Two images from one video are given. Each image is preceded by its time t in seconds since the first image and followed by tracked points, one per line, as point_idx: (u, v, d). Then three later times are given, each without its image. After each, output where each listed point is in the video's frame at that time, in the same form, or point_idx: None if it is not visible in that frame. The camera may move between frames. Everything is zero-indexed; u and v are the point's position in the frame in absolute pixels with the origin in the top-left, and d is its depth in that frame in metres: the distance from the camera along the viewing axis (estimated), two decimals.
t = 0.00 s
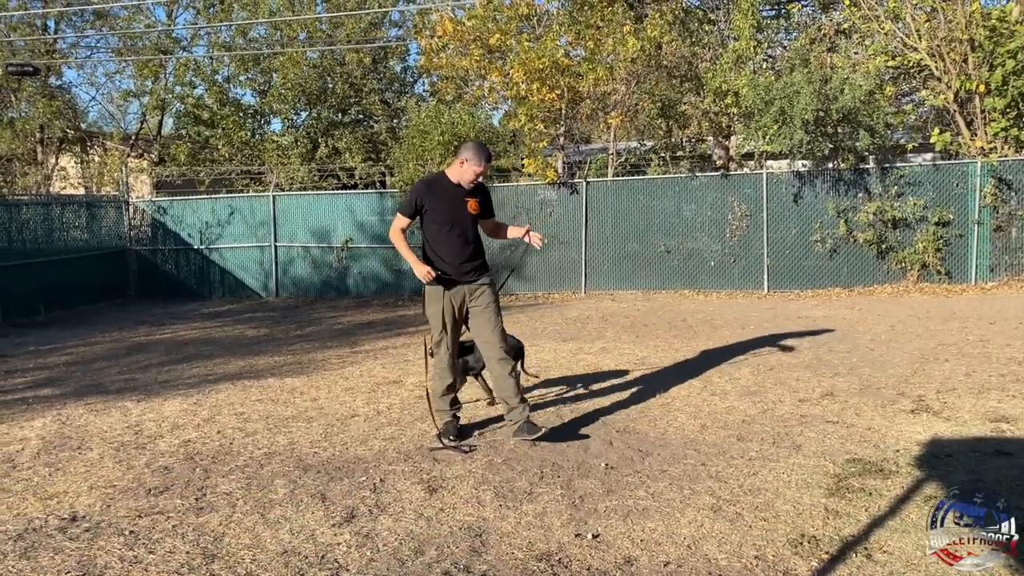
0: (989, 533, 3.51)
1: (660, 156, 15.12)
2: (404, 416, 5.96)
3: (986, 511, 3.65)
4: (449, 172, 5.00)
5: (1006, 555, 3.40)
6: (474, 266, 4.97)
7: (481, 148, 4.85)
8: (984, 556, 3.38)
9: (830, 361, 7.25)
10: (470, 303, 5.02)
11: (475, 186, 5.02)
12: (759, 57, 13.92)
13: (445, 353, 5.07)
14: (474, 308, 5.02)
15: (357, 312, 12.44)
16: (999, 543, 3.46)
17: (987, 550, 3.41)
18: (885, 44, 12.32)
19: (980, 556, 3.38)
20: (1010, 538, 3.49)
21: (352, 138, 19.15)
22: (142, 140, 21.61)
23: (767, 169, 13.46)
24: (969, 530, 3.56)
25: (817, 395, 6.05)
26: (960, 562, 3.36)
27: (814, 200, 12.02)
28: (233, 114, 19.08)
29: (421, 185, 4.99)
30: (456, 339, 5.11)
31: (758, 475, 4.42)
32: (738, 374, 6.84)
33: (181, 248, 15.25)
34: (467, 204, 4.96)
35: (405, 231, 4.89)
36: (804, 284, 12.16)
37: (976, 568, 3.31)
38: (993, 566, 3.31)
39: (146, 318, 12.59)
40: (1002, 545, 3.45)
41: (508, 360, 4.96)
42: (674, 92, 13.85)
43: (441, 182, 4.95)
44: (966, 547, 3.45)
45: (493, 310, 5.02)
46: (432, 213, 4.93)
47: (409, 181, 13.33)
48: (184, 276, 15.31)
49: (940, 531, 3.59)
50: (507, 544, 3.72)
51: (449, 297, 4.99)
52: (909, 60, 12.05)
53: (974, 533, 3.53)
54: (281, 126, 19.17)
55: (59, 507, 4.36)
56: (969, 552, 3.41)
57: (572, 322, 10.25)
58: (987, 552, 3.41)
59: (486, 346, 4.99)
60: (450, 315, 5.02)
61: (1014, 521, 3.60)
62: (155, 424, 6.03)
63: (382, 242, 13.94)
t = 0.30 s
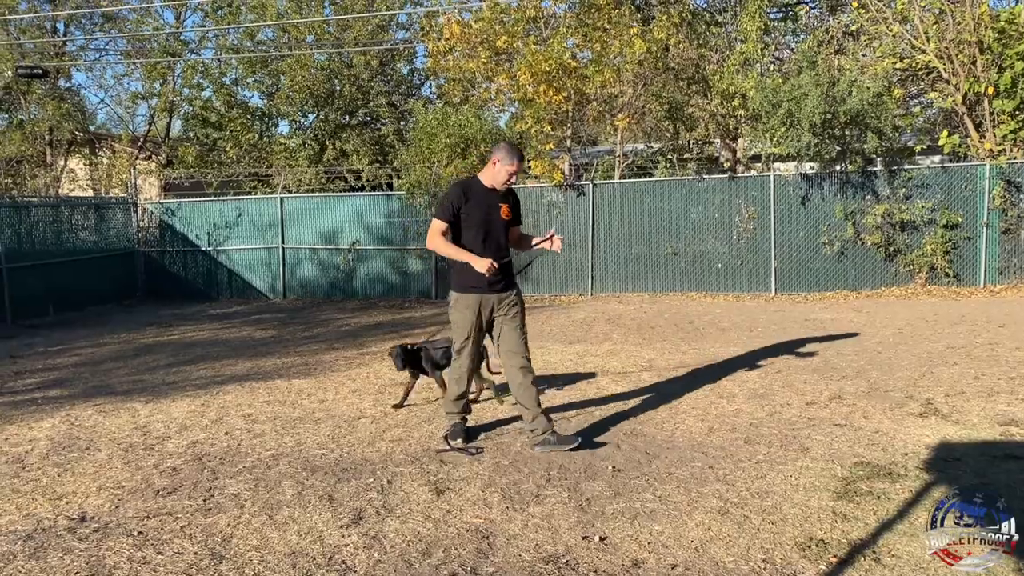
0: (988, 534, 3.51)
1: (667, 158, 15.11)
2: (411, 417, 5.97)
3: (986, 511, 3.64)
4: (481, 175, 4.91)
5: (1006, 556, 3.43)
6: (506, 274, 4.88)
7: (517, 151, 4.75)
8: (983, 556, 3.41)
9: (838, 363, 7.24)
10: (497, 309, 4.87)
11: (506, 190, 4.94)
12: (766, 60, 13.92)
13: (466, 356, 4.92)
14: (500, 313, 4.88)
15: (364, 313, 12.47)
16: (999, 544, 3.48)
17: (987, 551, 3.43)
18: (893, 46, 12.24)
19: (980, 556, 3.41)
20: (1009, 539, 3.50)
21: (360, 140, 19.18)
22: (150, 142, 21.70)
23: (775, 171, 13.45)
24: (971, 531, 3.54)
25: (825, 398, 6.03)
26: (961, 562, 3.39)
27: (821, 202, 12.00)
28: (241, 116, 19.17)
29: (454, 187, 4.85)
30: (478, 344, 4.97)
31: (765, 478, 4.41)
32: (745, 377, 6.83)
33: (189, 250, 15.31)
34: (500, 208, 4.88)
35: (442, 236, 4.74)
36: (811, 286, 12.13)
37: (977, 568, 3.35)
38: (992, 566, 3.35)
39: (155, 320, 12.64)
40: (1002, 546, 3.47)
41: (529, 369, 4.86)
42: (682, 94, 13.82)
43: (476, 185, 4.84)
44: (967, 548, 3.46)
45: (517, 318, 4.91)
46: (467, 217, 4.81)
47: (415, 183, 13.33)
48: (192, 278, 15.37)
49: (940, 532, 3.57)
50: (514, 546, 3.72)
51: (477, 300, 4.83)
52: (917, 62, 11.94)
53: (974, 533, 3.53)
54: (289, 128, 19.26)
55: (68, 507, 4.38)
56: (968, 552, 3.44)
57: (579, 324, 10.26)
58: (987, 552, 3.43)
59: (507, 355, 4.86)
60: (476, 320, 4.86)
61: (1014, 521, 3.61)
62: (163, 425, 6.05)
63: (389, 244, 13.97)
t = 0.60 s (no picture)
0: (987, 534, 3.62)
1: (674, 160, 15.12)
2: (418, 420, 5.97)
3: (985, 513, 3.77)
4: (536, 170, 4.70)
5: (1007, 555, 3.48)
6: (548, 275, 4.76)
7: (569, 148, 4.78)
8: (984, 556, 3.46)
9: (847, 366, 7.21)
10: (552, 310, 4.77)
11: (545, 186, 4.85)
12: (774, 62, 13.88)
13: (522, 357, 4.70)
14: (555, 316, 4.77)
15: (371, 316, 12.48)
16: (1000, 543, 3.55)
17: (987, 550, 3.50)
18: (901, 48, 12.12)
19: (980, 556, 3.45)
20: (1010, 539, 3.58)
21: (367, 143, 19.26)
22: (158, 145, 21.79)
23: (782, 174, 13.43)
24: (970, 530, 3.65)
25: (833, 401, 6.01)
26: (961, 562, 3.42)
27: (829, 205, 11.97)
28: (248, 119, 19.26)
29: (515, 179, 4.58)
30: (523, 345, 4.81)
31: (773, 482, 4.39)
32: (752, 380, 6.81)
33: (196, 252, 15.35)
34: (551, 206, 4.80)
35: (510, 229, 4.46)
36: (819, 289, 12.11)
37: (978, 567, 3.37)
38: (991, 566, 3.38)
39: (162, 322, 12.68)
40: (1002, 545, 3.54)
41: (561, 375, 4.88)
42: (688, 96, 13.81)
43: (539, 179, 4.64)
44: (966, 547, 3.53)
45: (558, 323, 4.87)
46: (531, 213, 4.59)
47: (422, 186, 13.29)
48: (200, 280, 15.41)
49: (940, 531, 3.68)
50: (521, 549, 3.72)
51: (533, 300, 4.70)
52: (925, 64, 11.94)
53: (974, 532, 3.64)
54: (296, 131, 19.31)
55: (76, 509, 4.40)
56: (968, 552, 3.48)
57: (586, 327, 10.25)
58: (987, 552, 3.49)
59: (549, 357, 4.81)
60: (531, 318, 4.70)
61: (1014, 521, 3.70)
62: (170, 427, 6.07)
63: (395, 247, 13.98)
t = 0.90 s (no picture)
0: (987, 534, 3.65)
1: (680, 162, 15.14)
2: (424, 423, 5.97)
3: (985, 513, 3.80)
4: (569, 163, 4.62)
5: (1007, 555, 3.51)
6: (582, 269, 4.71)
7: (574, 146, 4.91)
8: (984, 556, 3.49)
9: (853, 369, 7.19)
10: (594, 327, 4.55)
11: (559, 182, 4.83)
12: (780, 64, 13.84)
13: (602, 359, 4.50)
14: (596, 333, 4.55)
15: (377, 318, 12.50)
16: (999, 543, 3.59)
17: (986, 551, 3.53)
18: (908, 49, 12.00)
19: (981, 557, 3.48)
20: (1009, 539, 3.62)
21: (373, 146, 19.31)
22: (165, 148, 21.86)
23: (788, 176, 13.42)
24: (969, 530, 3.68)
25: (840, 404, 5.99)
26: (961, 562, 3.44)
27: (836, 207, 11.96)
28: (255, 122, 19.31)
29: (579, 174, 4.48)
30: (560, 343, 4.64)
31: (779, 485, 4.38)
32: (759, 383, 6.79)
33: (203, 255, 15.39)
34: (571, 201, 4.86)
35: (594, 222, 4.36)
36: (826, 291, 12.09)
37: (977, 567, 3.39)
38: (992, 566, 3.40)
39: (169, 324, 12.72)
40: (1001, 545, 3.58)
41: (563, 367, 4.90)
42: (694, 99, 13.77)
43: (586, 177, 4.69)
44: (966, 547, 3.55)
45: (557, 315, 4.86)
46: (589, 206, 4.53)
47: (427, 188, 13.26)
48: (206, 282, 15.45)
49: (940, 531, 3.71)
50: (526, 553, 3.71)
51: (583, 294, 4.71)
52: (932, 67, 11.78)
53: (973, 532, 3.67)
54: (303, 134, 19.37)
55: (83, 511, 4.41)
56: (968, 552, 3.51)
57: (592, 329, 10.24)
58: (987, 552, 3.52)
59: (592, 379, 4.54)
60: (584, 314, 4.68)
61: (1014, 522, 3.74)
62: (177, 429, 6.09)
63: (401, 249, 13.99)
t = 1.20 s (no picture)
0: (987, 534, 3.66)
1: (686, 165, 15.13)
2: (429, 425, 5.97)
3: (986, 512, 3.81)
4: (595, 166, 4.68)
5: (1007, 555, 3.52)
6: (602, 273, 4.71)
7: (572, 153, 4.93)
8: (984, 556, 3.49)
9: (860, 372, 7.17)
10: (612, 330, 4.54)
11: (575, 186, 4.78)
12: (786, 66, 13.81)
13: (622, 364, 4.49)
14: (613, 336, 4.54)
15: (383, 321, 12.52)
16: (999, 543, 3.60)
17: (987, 550, 3.54)
18: (914, 52, 11.91)
19: (981, 557, 3.48)
20: (1009, 538, 3.63)
21: (378, 149, 19.33)
22: (172, 151, 21.92)
23: (794, 179, 13.40)
24: (970, 530, 3.69)
25: (846, 407, 5.98)
26: (962, 562, 3.45)
27: (842, 210, 11.94)
28: (261, 125, 19.37)
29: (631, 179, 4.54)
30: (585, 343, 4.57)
31: (786, 488, 4.37)
32: (765, 386, 6.78)
33: (209, 258, 15.43)
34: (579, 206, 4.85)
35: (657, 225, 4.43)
36: (832, 294, 12.06)
37: (977, 567, 3.40)
38: (991, 565, 3.41)
39: (175, 327, 12.76)
40: (1002, 545, 3.58)
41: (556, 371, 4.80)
42: (700, 101, 13.75)
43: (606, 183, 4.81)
44: (967, 547, 3.57)
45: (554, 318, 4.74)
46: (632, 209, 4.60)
47: (433, 191, 13.30)
48: (212, 285, 15.49)
49: (940, 531, 3.72)
50: (533, 555, 3.71)
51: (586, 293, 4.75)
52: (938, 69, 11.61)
53: (974, 533, 3.68)
54: (309, 137, 19.39)
55: (90, 513, 4.42)
56: (968, 552, 3.52)
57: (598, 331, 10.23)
58: (987, 552, 3.52)
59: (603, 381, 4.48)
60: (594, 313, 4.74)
61: (1014, 522, 3.75)
62: (183, 431, 6.10)
63: (407, 252, 14.01)
